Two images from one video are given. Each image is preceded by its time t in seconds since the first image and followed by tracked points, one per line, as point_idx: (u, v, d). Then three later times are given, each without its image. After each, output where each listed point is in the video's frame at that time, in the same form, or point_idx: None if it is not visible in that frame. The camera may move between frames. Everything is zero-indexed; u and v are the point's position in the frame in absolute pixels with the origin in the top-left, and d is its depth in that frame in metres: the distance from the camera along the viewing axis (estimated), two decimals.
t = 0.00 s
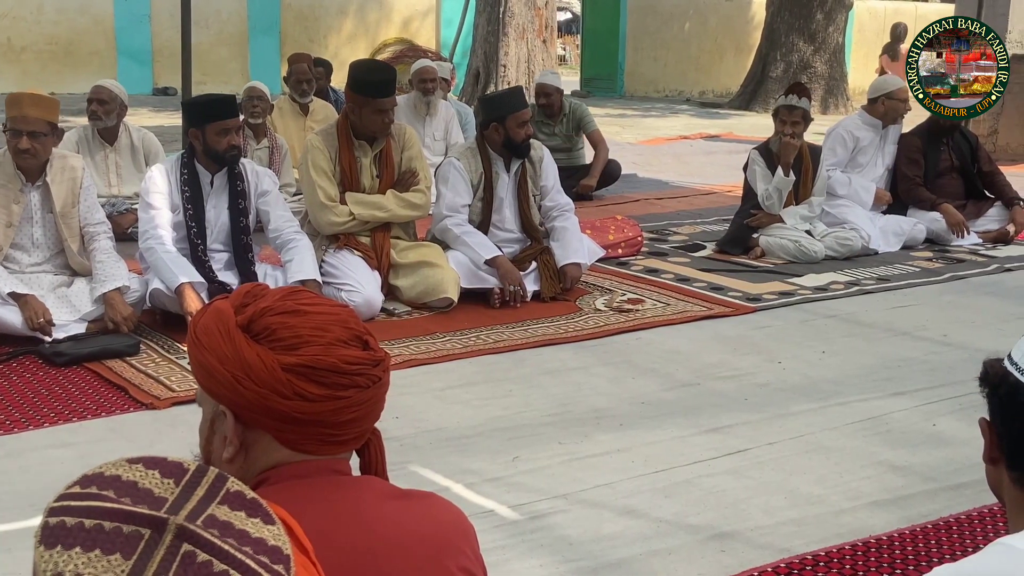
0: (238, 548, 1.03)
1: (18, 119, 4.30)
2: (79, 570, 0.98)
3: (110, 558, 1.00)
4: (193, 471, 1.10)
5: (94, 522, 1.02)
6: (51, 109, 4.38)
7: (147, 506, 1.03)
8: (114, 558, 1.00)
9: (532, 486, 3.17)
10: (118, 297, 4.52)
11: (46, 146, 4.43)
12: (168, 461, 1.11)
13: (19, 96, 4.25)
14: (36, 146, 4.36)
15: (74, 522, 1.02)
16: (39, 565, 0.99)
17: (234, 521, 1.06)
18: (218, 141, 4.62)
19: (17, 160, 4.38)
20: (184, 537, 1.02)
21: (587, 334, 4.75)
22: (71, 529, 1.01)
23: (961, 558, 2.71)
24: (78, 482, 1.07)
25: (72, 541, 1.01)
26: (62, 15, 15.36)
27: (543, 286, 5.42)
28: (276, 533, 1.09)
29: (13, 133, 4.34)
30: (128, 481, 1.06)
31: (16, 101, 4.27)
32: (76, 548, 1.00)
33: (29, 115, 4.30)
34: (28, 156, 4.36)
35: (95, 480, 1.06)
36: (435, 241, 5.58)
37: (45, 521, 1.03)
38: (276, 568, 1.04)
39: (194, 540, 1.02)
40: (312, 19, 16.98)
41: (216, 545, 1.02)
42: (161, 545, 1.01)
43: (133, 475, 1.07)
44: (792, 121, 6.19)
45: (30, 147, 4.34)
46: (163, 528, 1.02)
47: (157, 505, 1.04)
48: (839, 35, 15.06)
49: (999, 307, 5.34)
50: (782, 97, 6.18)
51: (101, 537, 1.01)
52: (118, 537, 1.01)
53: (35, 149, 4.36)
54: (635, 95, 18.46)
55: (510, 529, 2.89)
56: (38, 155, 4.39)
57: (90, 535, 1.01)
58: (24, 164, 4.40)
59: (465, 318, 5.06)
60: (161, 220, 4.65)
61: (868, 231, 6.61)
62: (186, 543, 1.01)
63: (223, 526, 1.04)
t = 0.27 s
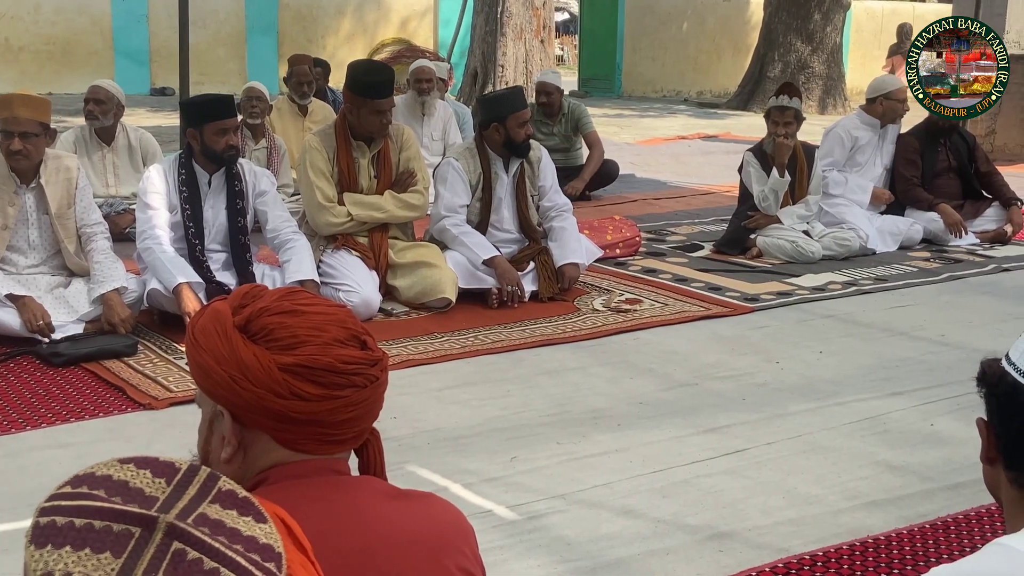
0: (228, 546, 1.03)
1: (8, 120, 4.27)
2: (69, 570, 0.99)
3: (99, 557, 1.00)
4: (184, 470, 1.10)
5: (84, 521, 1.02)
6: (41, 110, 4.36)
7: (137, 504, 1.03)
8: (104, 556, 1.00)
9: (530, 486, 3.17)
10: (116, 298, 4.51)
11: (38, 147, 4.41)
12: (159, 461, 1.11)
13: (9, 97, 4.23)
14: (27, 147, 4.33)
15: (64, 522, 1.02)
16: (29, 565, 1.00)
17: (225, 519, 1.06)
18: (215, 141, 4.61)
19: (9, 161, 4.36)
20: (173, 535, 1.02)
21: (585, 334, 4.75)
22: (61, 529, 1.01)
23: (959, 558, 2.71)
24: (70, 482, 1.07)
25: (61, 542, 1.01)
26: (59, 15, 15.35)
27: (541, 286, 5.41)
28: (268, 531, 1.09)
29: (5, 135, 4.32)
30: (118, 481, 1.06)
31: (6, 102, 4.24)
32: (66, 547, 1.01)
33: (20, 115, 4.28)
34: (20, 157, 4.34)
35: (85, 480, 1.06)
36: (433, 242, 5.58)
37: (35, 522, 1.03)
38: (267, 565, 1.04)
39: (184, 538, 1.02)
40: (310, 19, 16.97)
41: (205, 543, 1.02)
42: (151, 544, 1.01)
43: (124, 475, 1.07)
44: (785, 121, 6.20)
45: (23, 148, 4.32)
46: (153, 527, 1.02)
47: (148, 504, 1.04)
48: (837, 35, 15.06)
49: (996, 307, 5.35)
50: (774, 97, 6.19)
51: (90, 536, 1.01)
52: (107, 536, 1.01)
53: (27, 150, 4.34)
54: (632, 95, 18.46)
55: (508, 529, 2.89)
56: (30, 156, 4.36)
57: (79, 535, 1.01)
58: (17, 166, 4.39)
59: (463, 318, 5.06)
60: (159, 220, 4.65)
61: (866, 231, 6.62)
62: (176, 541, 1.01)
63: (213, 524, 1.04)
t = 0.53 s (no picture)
0: (221, 544, 1.03)
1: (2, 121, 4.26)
2: (59, 568, 0.99)
3: (90, 556, 1.00)
4: (176, 469, 1.10)
5: (75, 520, 1.02)
6: (36, 110, 4.34)
7: (129, 503, 1.03)
8: (95, 555, 1.00)
9: (528, 486, 3.17)
10: (115, 298, 4.51)
11: (32, 148, 4.39)
12: (151, 460, 1.10)
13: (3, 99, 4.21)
14: (22, 148, 4.33)
15: (55, 521, 1.02)
16: (20, 564, 1.00)
17: (218, 518, 1.06)
18: (213, 141, 4.61)
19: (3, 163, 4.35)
20: (164, 534, 1.02)
21: (584, 334, 4.75)
22: (51, 529, 1.01)
23: (957, 558, 2.71)
24: (60, 481, 1.07)
25: (51, 541, 1.01)
26: (57, 15, 15.34)
27: (539, 286, 5.41)
28: (261, 530, 1.08)
29: None
30: (110, 481, 1.06)
31: None
32: (57, 547, 1.00)
33: (13, 117, 4.26)
34: (14, 159, 4.33)
35: (76, 480, 1.06)
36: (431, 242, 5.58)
37: (27, 521, 1.03)
38: (261, 564, 1.04)
39: (176, 536, 1.02)
40: (308, 19, 16.96)
41: (198, 542, 1.02)
42: (141, 543, 1.01)
43: (115, 474, 1.07)
44: (775, 122, 6.19)
45: (16, 150, 4.31)
46: (144, 526, 1.02)
47: (139, 503, 1.04)
48: (835, 35, 15.07)
49: (995, 307, 5.35)
50: (762, 98, 6.19)
51: (81, 535, 1.01)
52: (99, 535, 1.01)
53: (21, 151, 4.32)
54: (631, 95, 18.45)
55: (506, 529, 2.89)
56: (24, 157, 4.35)
57: (70, 534, 1.01)
58: (11, 168, 4.38)
59: (461, 318, 5.06)
60: (157, 220, 4.65)
61: (864, 231, 6.62)
62: (167, 540, 1.01)
63: (207, 523, 1.04)
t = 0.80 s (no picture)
0: (224, 545, 1.03)
1: None
2: (62, 568, 0.99)
3: (93, 557, 1.00)
4: (179, 470, 1.10)
5: (77, 521, 1.02)
6: (32, 111, 4.33)
7: (132, 503, 1.03)
8: (97, 556, 1.00)
9: (527, 486, 3.17)
10: (113, 299, 4.51)
11: (28, 148, 4.39)
12: (154, 461, 1.11)
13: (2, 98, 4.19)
14: (17, 149, 4.32)
15: (58, 521, 1.02)
16: (23, 564, 1.00)
17: (220, 519, 1.06)
18: (212, 141, 4.61)
19: None
20: (167, 535, 1.02)
21: (582, 334, 4.75)
22: (54, 530, 1.02)
23: (956, 558, 2.72)
24: (63, 483, 1.07)
25: (54, 542, 1.01)
26: (56, 15, 15.34)
27: (538, 286, 5.40)
28: (263, 530, 1.08)
29: None
30: (113, 481, 1.06)
31: None
32: (59, 547, 1.01)
33: (9, 117, 4.26)
34: (10, 159, 4.33)
35: (79, 481, 1.06)
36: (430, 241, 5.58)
37: (29, 521, 1.03)
38: (264, 564, 1.04)
39: (178, 537, 1.01)
40: (307, 18, 16.96)
41: (200, 542, 1.02)
42: (144, 544, 1.01)
43: (118, 475, 1.07)
44: (773, 122, 6.20)
45: (12, 151, 4.31)
46: (146, 526, 1.02)
47: (142, 503, 1.04)
48: (834, 35, 15.07)
49: (994, 307, 5.35)
50: (759, 99, 6.18)
51: (84, 535, 1.01)
52: (101, 536, 1.01)
53: (16, 151, 4.32)
54: (630, 96, 18.45)
55: (505, 529, 2.89)
56: (20, 158, 4.35)
57: (73, 535, 1.01)
58: (8, 168, 4.37)
59: (460, 318, 5.07)
60: (156, 221, 4.65)
61: (863, 231, 6.62)
62: (170, 541, 1.01)
63: (209, 524, 1.04)
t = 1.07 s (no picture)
0: (227, 546, 1.03)
1: None
2: (65, 568, 0.99)
3: (96, 557, 1.00)
4: (182, 472, 1.10)
5: (81, 521, 1.02)
6: (31, 112, 4.31)
7: (135, 503, 1.03)
8: (101, 556, 1.00)
9: (527, 486, 3.17)
10: (112, 299, 4.51)
11: (27, 151, 4.38)
12: (157, 462, 1.11)
13: None
14: (16, 151, 4.31)
15: (61, 522, 1.02)
16: (26, 565, 1.00)
17: (223, 520, 1.06)
18: (212, 142, 4.61)
19: None
20: (170, 536, 1.02)
21: (583, 334, 4.76)
22: (57, 530, 1.02)
23: (955, 558, 2.72)
24: (67, 483, 1.08)
25: (57, 543, 1.01)
26: (56, 15, 15.34)
27: (537, 286, 5.40)
28: (265, 532, 1.08)
29: None
30: (117, 482, 1.07)
31: None
32: (64, 547, 1.01)
33: (8, 119, 4.24)
34: (9, 161, 4.32)
35: (83, 481, 1.07)
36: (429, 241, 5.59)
37: (33, 521, 1.03)
38: (265, 566, 1.04)
39: (181, 537, 1.01)
40: (306, 19, 16.96)
41: (203, 543, 1.02)
42: (147, 544, 1.01)
43: (122, 476, 1.07)
44: (779, 122, 6.21)
45: (11, 153, 4.30)
46: (150, 526, 1.02)
47: (145, 504, 1.04)
48: (834, 35, 15.08)
49: (993, 307, 5.35)
50: (767, 98, 6.20)
51: (87, 535, 1.01)
52: (104, 535, 1.01)
53: (16, 154, 4.31)
54: (630, 96, 18.45)
55: (505, 529, 2.89)
56: (19, 160, 4.34)
57: (76, 536, 1.01)
58: (7, 170, 4.36)
59: (460, 318, 5.07)
60: (156, 221, 4.64)
61: (863, 231, 6.62)
62: (173, 541, 1.01)
63: (212, 525, 1.04)
